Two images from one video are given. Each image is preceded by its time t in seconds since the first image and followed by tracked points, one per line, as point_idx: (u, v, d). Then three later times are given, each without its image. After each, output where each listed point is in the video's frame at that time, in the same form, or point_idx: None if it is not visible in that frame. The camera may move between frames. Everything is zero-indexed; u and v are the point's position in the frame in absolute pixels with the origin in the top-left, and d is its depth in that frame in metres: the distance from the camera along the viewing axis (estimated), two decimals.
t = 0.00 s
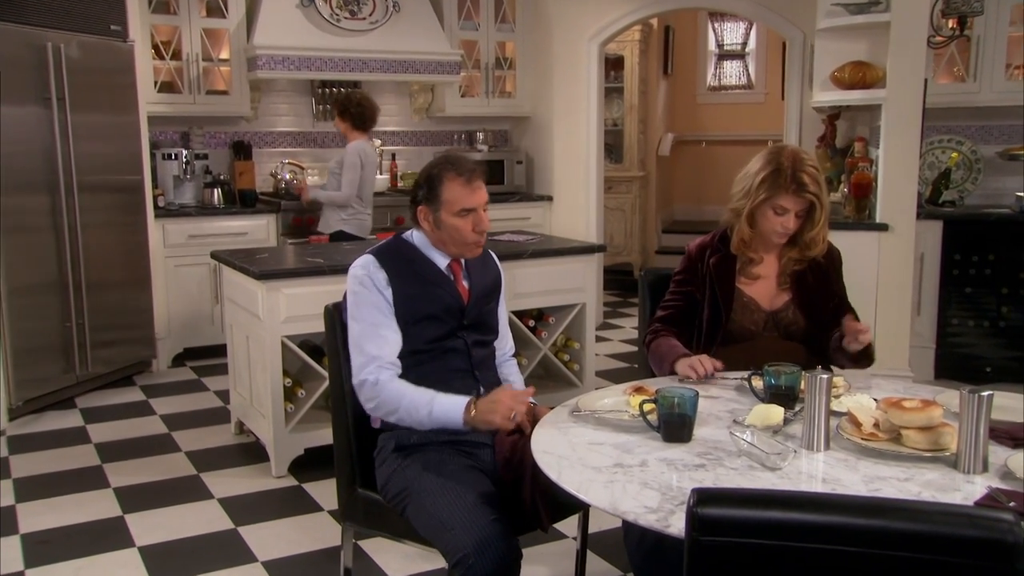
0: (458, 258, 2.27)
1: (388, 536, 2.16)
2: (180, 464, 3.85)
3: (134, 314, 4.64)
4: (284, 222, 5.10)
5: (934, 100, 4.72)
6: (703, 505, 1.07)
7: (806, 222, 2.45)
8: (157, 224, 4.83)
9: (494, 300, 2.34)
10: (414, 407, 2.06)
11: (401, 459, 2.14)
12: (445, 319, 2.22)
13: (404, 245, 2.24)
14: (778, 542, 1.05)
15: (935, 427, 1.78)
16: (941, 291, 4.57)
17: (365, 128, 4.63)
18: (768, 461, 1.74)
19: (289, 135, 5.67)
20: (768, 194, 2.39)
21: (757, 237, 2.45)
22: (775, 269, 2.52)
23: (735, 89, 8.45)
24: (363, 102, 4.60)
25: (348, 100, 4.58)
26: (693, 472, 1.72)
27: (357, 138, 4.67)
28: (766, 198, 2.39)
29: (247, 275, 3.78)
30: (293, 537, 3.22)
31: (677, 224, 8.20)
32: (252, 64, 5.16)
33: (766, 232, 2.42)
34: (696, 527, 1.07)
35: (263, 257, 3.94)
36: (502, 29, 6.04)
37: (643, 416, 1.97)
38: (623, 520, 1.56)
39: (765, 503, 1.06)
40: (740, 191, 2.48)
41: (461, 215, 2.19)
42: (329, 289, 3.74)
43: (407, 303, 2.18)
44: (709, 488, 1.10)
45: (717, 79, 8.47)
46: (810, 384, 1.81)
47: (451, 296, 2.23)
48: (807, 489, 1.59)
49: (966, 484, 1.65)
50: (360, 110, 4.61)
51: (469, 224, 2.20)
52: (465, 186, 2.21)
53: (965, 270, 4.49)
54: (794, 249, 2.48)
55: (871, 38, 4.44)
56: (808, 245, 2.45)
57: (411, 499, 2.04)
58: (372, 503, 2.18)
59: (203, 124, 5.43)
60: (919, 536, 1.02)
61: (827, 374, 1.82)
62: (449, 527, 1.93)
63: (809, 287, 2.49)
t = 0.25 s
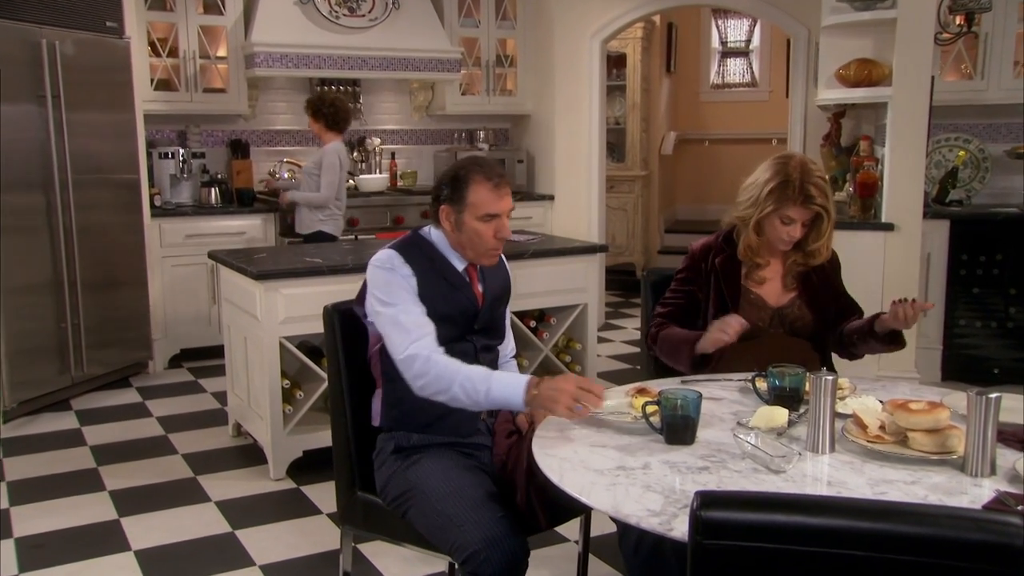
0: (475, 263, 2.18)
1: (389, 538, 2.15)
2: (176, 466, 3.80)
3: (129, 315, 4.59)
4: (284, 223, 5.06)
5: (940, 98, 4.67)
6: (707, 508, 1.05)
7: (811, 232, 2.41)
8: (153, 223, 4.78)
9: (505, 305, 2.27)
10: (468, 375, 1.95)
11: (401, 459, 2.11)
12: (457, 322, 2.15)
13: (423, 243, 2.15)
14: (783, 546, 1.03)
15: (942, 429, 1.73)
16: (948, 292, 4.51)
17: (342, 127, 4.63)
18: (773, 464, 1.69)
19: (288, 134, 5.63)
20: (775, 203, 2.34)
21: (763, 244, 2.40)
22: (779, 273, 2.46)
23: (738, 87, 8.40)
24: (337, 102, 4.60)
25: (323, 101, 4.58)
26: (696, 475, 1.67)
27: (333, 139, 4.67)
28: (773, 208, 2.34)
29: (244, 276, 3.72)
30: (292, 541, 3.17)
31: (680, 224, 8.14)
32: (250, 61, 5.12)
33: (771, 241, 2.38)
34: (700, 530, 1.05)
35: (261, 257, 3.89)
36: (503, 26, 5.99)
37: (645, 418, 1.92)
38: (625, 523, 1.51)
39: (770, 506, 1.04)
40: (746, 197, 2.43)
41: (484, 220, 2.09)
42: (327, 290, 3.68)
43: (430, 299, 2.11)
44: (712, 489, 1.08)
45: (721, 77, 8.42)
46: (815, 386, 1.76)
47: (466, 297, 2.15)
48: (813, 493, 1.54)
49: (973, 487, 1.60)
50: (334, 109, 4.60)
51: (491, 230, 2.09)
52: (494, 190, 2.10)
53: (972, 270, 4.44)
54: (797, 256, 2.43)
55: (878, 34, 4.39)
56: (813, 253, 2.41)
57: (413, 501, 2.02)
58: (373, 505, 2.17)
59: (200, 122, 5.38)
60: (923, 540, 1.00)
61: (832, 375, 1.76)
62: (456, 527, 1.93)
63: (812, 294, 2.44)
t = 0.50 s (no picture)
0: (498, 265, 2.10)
1: (388, 543, 2.10)
2: (172, 469, 3.75)
3: (125, 315, 4.55)
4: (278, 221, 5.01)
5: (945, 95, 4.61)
6: (708, 511, 1.01)
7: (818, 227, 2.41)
8: (149, 223, 4.76)
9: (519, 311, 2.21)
10: (512, 377, 1.91)
11: (402, 462, 2.05)
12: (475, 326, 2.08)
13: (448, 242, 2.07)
14: (787, 549, 0.99)
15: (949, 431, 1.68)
16: (953, 292, 4.46)
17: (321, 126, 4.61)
18: (776, 466, 1.64)
19: (286, 132, 5.60)
20: (786, 198, 2.34)
21: (774, 241, 2.39)
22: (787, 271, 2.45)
23: (741, 84, 8.35)
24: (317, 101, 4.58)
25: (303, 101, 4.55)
26: (698, 477, 1.62)
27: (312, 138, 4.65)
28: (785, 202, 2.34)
29: (241, 275, 3.67)
30: (290, 544, 3.12)
31: (682, 223, 8.09)
32: (246, 59, 5.08)
33: (782, 238, 2.37)
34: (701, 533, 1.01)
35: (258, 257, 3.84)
36: (503, 23, 5.94)
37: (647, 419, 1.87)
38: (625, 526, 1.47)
39: (774, 509, 1.00)
40: (754, 195, 2.43)
41: (516, 227, 2.00)
42: (324, 291, 3.62)
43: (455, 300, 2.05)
44: (715, 492, 1.04)
45: (723, 75, 8.37)
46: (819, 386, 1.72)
47: (486, 300, 2.10)
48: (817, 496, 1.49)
49: (979, 490, 1.55)
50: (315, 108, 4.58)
51: (521, 237, 2.01)
52: (531, 196, 2.00)
53: (978, 269, 4.38)
54: (805, 252, 2.42)
55: (882, 31, 4.34)
56: (821, 249, 2.40)
57: (417, 505, 1.97)
58: (371, 509, 2.12)
59: (196, 121, 5.34)
60: (930, 544, 0.95)
61: (836, 376, 1.72)
62: (461, 533, 1.87)
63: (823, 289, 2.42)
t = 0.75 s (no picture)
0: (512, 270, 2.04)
1: (386, 547, 2.05)
2: (168, 471, 3.70)
3: (121, 315, 4.53)
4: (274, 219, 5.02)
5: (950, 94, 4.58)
6: (712, 514, 0.99)
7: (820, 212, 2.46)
8: (145, 221, 4.73)
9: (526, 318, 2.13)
10: (517, 385, 1.84)
11: (403, 464, 2.00)
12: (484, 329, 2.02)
13: (462, 244, 2.01)
14: (790, 553, 0.97)
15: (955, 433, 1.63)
16: (959, 292, 4.41)
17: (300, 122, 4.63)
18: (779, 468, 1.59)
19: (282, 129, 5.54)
20: (792, 178, 2.38)
21: (783, 228, 2.40)
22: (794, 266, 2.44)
23: (744, 82, 8.30)
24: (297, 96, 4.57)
25: (282, 95, 4.55)
26: (700, 479, 1.57)
27: (293, 133, 4.66)
28: (791, 182, 2.38)
29: (238, 276, 3.61)
30: (289, 547, 3.07)
31: (684, 223, 8.04)
32: (243, 56, 5.05)
33: (793, 223, 2.38)
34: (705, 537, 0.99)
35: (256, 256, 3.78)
36: (503, 20, 5.89)
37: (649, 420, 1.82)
38: (626, 530, 1.42)
39: (777, 512, 0.98)
40: (756, 185, 2.45)
41: (536, 233, 1.94)
42: (320, 291, 3.57)
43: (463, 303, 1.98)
44: (719, 494, 1.02)
45: (726, 72, 8.32)
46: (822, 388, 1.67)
47: (498, 302, 2.03)
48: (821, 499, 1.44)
49: (986, 493, 1.50)
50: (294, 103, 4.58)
51: (540, 244, 1.95)
52: (555, 202, 1.94)
53: (984, 270, 4.34)
54: (809, 243, 2.43)
55: (887, 28, 4.28)
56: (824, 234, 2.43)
57: (416, 509, 1.92)
58: (369, 511, 2.06)
59: (192, 119, 5.29)
60: (935, 547, 0.93)
61: (840, 377, 1.68)
62: (459, 539, 1.82)
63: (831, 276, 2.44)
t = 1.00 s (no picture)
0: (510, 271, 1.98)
1: (385, 551, 1.99)
2: (163, 474, 3.64)
3: (116, 315, 4.52)
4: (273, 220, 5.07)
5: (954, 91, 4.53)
6: (717, 516, 1.00)
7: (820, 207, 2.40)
8: (140, 221, 4.72)
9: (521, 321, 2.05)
10: (483, 380, 1.75)
11: (401, 465, 1.94)
12: (476, 330, 1.96)
13: (459, 243, 1.96)
14: (796, 558, 0.98)
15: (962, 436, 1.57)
16: (966, 291, 4.35)
17: (281, 117, 4.58)
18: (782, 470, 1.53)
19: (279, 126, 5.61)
20: (791, 172, 2.34)
21: (782, 225, 2.35)
22: (796, 264, 2.39)
23: (747, 80, 8.25)
24: (279, 92, 4.52)
25: (265, 92, 4.51)
26: (703, 482, 1.51)
27: (276, 130, 4.60)
28: (789, 176, 2.33)
29: (235, 276, 3.56)
30: (286, 551, 3.01)
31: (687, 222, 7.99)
32: (239, 53, 5.03)
33: (793, 218, 2.33)
34: (710, 541, 0.99)
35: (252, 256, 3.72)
36: (503, 17, 5.84)
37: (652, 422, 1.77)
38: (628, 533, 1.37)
39: (782, 515, 0.99)
40: (755, 181, 2.41)
41: (534, 231, 1.89)
42: (317, 291, 3.51)
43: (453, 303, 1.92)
44: (722, 499, 1.03)
45: (728, 70, 8.26)
46: (826, 390, 1.61)
47: (494, 302, 1.97)
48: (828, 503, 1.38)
49: (993, 497, 1.44)
50: (276, 99, 4.53)
51: (538, 243, 1.89)
52: (553, 201, 1.89)
53: (991, 269, 4.28)
54: (810, 242, 2.39)
55: (891, 24, 4.23)
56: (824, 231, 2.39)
57: (418, 510, 1.86)
58: (367, 514, 2.00)
59: (188, 117, 5.25)
60: (939, 551, 0.95)
61: (845, 380, 1.61)
62: (467, 539, 1.77)
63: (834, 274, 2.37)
